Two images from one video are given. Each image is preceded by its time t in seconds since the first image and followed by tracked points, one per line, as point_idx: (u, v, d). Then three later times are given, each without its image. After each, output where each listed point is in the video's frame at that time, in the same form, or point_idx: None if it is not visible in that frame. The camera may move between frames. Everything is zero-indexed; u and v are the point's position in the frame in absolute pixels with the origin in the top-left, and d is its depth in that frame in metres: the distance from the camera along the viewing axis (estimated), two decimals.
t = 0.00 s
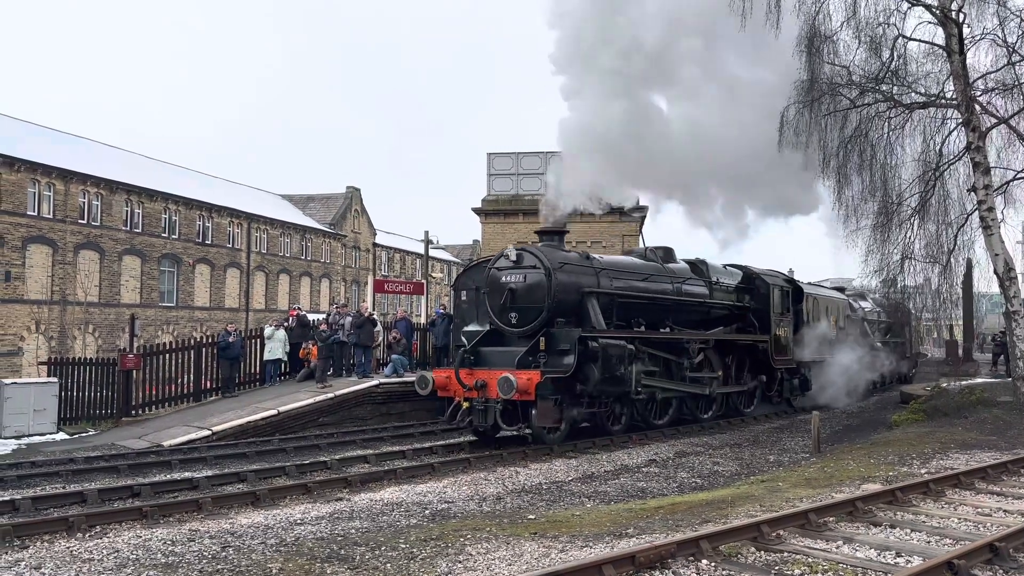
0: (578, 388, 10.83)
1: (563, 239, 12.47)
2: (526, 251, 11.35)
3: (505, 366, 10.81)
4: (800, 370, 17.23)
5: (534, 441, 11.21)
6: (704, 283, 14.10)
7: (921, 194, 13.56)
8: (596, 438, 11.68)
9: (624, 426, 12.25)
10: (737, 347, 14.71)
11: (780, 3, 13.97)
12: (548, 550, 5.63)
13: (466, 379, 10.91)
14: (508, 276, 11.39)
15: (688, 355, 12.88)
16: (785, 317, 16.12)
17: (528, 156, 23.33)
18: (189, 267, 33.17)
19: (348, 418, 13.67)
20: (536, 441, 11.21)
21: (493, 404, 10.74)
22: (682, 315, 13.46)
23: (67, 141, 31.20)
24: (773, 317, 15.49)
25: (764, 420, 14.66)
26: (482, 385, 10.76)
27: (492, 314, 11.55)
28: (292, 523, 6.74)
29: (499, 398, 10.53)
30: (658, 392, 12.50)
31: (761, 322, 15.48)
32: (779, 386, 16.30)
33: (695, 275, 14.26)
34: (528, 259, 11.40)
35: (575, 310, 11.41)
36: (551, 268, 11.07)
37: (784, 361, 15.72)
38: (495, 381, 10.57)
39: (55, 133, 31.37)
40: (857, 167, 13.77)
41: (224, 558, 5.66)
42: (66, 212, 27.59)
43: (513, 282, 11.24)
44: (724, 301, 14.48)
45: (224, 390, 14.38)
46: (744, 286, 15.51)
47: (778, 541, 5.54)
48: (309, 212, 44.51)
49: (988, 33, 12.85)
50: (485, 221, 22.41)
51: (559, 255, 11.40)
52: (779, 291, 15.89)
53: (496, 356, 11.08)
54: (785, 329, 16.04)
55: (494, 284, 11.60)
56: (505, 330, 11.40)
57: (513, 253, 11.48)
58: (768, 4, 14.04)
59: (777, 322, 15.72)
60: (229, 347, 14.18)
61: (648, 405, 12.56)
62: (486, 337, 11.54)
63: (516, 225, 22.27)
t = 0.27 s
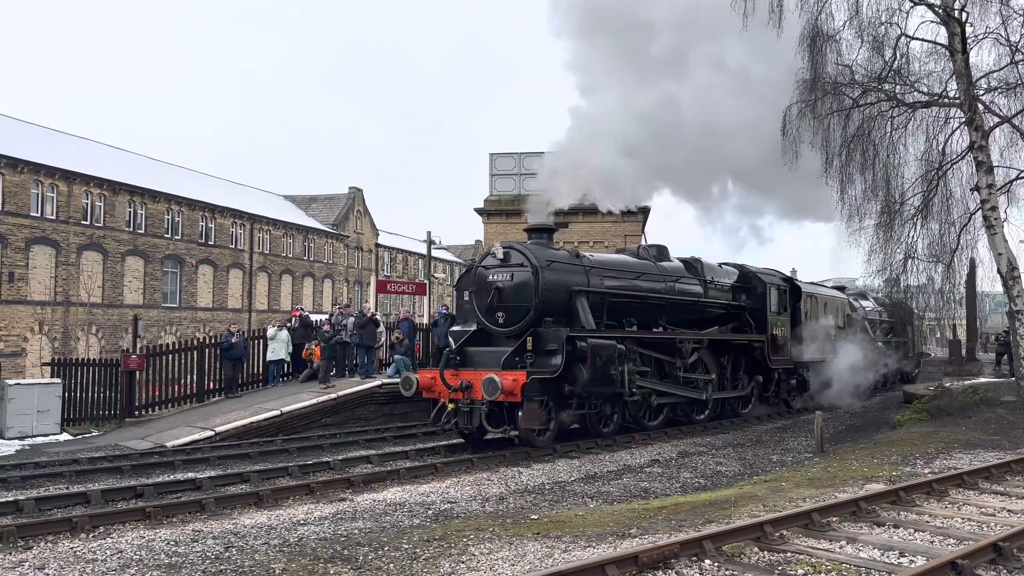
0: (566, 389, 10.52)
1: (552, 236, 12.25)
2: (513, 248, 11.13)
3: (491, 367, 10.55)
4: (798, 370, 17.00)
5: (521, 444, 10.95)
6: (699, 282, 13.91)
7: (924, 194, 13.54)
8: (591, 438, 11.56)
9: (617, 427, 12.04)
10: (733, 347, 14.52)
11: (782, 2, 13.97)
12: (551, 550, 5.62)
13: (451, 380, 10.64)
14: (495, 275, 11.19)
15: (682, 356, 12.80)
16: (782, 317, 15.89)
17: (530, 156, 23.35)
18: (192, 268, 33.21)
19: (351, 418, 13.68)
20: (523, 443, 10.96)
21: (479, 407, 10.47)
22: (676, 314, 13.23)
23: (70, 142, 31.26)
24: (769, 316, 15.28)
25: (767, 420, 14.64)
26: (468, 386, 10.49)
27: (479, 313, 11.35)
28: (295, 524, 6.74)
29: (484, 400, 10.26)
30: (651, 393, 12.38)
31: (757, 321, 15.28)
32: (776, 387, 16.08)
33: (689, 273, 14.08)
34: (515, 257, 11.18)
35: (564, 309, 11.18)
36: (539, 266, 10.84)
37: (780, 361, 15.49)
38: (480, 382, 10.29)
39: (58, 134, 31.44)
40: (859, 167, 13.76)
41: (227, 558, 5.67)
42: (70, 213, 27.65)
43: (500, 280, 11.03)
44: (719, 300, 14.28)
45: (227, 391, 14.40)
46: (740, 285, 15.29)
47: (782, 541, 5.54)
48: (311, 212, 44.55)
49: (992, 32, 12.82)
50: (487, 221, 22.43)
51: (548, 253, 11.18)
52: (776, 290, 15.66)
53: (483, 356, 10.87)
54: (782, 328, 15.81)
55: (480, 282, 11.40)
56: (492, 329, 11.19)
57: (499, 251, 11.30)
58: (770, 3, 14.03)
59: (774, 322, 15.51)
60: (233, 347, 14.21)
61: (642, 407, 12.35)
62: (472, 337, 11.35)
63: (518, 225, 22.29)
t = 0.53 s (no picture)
0: (553, 390, 10.36)
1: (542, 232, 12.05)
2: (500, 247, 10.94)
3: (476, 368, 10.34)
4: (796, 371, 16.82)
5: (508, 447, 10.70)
6: (693, 281, 13.75)
7: (927, 194, 13.52)
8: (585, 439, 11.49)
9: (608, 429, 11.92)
10: (728, 348, 14.41)
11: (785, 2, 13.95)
12: (554, 551, 5.62)
13: (436, 380, 10.41)
14: (482, 274, 11.03)
15: (675, 356, 12.63)
16: (779, 316, 15.75)
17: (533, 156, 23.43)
18: (195, 269, 33.26)
19: (354, 418, 13.70)
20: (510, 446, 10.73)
21: (463, 408, 10.21)
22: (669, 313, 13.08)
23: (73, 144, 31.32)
24: (766, 316, 15.12)
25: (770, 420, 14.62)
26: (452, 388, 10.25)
27: (467, 312, 11.22)
28: (299, 524, 6.75)
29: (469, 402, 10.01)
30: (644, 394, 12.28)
31: (753, 321, 15.14)
32: (772, 388, 15.95)
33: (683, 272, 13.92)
34: (502, 255, 11.00)
35: (553, 308, 10.99)
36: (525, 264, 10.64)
37: (776, 361, 15.29)
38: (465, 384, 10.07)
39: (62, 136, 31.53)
40: (862, 167, 13.75)
41: (231, 558, 5.68)
42: (73, 214, 27.71)
43: (487, 279, 10.87)
44: (715, 300, 14.13)
45: (231, 391, 14.43)
46: (736, 284, 15.15)
47: (785, 542, 5.53)
48: (314, 213, 44.59)
49: (995, 31, 12.80)
50: (490, 221, 22.47)
51: (536, 250, 10.96)
52: (773, 290, 15.48)
53: (469, 357, 10.71)
54: (780, 329, 15.66)
55: (468, 281, 11.25)
56: (480, 328, 11.05)
57: (487, 249, 11.12)
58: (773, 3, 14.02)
59: (771, 321, 15.37)
60: (236, 348, 14.25)
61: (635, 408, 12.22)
62: (461, 337, 11.22)
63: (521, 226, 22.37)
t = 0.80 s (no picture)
0: (541, 392, 10.17)
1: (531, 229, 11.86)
2: (486, 245, 10.76)
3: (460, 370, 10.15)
4: (793, 372, 16.65)
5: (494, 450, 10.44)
6: (687, 280, 13.62)
7: (931, 194, 13.50)
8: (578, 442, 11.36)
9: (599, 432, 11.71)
10: (724, 349, 14.32)
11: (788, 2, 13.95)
12: (558, 551, 5.62)
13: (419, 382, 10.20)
14: (469, 272, 10.86)
15: (668, 357, 12.53)
16: (777, 316, 15.69)
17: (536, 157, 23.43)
18: (198, 270, 33.32)
19: (358, 419, 13.71)
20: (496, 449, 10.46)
21: (448, 410, 10.00)
22: (661, 312, 12.96)
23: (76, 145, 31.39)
24: (762, 316, 15.03)
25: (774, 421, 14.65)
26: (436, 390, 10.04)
27: (454, 312, 11.07)
28: (303, 524, 6.76)
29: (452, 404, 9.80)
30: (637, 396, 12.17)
31: (749, 321, 15.05)
32: (770, 389, 15.75)
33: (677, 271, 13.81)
34: (489, 254, 10.82)
35: (541, 307, 10.83)
36: (512, 263, 10.46)
37: (774, 362, 15.33)
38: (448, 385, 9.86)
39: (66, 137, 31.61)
40: (866, 166, 13.72)
41: (235, 559, 5.70)
42: (77, 215, 27.77)
43: (473, 278, 10.71)
44: (709, 299, 14.03)
45: (235, 392, 14.42)
46: (732, 284, 15.08)
47: (789, 542, 5.53)
48: (318, 214, 44.65)
49: (998, 30, 12.78)
50: (493, 222, 22.49)
51: (523, 249, 10.78)
52: (771, 289, 15.45)
53: (455, 357, 10.55)
54: (777, 329, 15.63)
55: (455, 280, 11.10)
56: (467, 328, 10.90)
57: (472, 247, 10.91)
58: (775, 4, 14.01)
59: (768, 321, 15.29)
60: (240, 349, 14.26)
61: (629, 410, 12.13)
62: (447, 337, 11.08)
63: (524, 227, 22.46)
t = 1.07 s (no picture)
0: (528, 393, 9.98)
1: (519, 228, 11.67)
2: (471, 243, 10.55)
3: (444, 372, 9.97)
4: (791, 372, 16.56)
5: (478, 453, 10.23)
6: (680, 278, 13.50)
7: (935, 194, 13.46)
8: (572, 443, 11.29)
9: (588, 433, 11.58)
10: (720, 350, 14.26)
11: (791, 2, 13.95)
12: (562, 552, 5.62)
13: (402, 384, 10.03)
14: (454, 271, 10.66)
15: (661, 357, 12.37)
16: (774, 316, 15.65)
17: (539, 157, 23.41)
18: (202, 271, 33.38)
19: (361, 419, 13.72)
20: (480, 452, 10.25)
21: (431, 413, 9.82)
22: (654, 312, 12.82)
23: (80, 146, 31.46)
24: (758, 315, 14.97)
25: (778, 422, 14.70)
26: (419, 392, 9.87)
27: (438, 312, 10.89)
28: (307, 525, 6.77)
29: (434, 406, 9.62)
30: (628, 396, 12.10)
31: (745, 320, 14.99)
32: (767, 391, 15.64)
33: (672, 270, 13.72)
34: (474, 252, 10.61)
35: (529, 307, 10.64)
36: (497, 262, 10.26)
37: (771, 363, 15.32)
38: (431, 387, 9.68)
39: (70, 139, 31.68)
40: (870, 167, 13.70)
41: (239, 559, 5.71)
42: (81, 217, 27.84)
43: (458, 277, 10.50)
44: (703, 298, 13.93)
45: (238, 393, 14.41)
46: (729, 283, 15.03)
47: (793, 543, 5.52)
48: (321, 215, 44.71)
49: (1002, 30, 12.75)
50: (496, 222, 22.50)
51: (510, 248, 10.58)
52: (768, 288, 15.42)
53: (440, 357, 10.38)
54: (773, 328, 15.60)
55: (440, 279, 10.91)
56: (451, 329, 10.71)
57: (458, 245, 10.70)
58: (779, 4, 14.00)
59: (764, 321, 15.23)
60: (244, 350, 14.26)
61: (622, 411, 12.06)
62: (431, 337, 10.89)
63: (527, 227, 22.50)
